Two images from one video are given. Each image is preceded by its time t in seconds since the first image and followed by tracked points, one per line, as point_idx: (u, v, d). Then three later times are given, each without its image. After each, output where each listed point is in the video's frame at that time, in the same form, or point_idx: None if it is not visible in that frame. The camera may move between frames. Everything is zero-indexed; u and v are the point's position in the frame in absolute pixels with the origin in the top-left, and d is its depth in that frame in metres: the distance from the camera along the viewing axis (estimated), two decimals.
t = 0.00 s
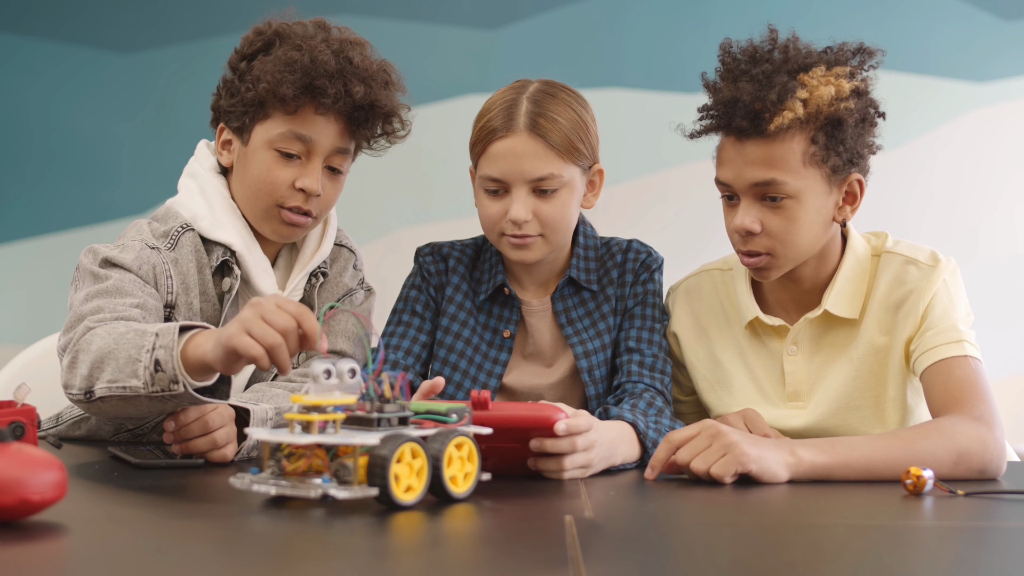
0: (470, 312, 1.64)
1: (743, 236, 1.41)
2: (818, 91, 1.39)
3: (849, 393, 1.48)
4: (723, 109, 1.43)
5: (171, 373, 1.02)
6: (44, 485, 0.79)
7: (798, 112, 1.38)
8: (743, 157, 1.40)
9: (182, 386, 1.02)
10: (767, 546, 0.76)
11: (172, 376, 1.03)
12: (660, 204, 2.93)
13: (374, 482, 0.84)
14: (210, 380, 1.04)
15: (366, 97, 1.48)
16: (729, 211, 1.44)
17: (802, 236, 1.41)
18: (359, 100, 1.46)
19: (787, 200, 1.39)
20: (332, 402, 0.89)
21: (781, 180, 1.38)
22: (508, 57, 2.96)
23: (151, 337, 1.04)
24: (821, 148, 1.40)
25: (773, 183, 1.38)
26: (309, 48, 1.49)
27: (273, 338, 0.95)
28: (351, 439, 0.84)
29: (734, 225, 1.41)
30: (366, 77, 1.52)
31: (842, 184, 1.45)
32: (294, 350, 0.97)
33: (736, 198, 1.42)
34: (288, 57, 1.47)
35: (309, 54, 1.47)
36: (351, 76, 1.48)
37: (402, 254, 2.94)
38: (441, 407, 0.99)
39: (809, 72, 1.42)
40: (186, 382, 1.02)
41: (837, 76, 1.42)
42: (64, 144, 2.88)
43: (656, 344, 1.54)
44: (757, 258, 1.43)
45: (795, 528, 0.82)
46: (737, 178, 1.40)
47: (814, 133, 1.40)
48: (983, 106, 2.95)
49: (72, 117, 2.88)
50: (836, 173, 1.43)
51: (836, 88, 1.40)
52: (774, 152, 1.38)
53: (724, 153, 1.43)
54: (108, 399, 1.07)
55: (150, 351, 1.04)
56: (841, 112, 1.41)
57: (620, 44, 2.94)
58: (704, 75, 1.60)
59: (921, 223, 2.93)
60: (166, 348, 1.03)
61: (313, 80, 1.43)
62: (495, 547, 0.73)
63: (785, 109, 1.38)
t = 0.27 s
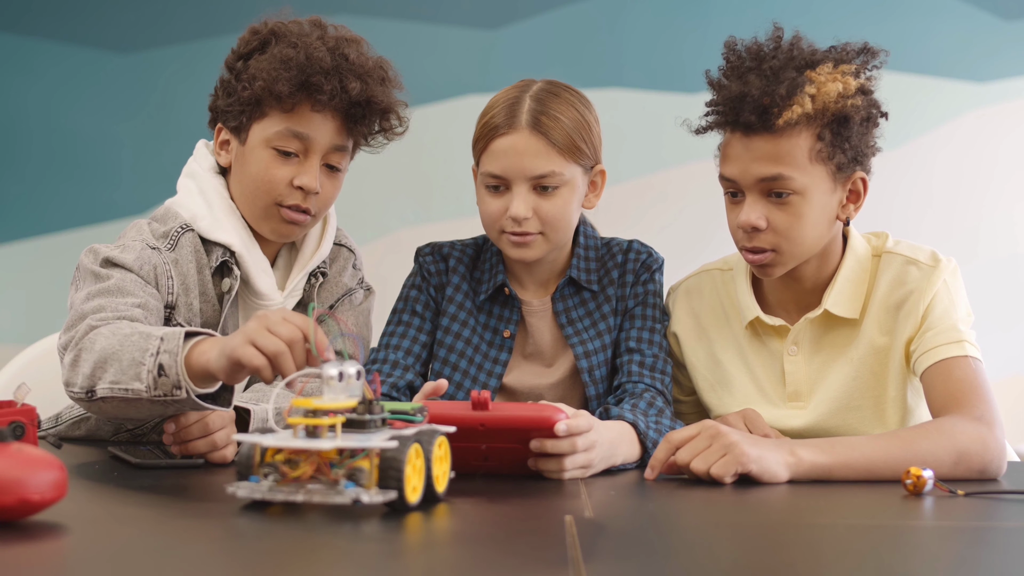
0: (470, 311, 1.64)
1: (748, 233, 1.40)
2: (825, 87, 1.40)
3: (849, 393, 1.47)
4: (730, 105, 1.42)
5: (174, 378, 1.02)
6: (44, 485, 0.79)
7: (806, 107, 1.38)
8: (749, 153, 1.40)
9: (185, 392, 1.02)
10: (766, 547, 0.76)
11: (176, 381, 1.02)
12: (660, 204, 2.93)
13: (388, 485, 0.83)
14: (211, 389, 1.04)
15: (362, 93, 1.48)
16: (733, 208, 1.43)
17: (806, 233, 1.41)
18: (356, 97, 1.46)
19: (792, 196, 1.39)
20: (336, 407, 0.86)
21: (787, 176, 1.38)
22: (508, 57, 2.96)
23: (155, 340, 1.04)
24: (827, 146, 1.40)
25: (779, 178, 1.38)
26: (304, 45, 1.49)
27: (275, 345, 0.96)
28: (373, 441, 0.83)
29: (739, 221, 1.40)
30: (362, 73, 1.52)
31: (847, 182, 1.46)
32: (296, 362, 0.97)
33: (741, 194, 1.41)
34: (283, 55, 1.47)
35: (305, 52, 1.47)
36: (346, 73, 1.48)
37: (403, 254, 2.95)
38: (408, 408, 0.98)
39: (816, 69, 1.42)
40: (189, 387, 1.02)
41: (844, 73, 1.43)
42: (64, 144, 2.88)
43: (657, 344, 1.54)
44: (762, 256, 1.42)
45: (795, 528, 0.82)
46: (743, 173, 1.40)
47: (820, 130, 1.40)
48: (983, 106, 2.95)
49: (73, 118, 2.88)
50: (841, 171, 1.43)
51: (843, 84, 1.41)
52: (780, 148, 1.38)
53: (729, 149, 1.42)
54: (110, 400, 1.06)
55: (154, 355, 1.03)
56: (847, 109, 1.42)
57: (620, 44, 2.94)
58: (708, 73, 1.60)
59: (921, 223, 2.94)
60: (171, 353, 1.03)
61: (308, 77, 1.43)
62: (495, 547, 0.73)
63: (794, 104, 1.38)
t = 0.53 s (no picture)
0: (470, 312, 1.64)
1: (752, 230, 1.40)
2: (831, 85, 1.41)
3: (849, 393, 1.47)
4: (736, 102, 1.41)
5: (184, 378, 1.01)
6: (43, 485, 0.79)
7: (812, 104, 1.38)
8: (755, 150, 1.40)
9: (194, 393, 1.02)
10: (766, 547, 0.76)
11: (185, 381, 1.02)
12: (660, 204, 2.93)
13: (410, 488, 0.86)
14: (222, 394, 1.04)
15: (360, 91, 1.48)
16: (736, 206, 1.43)
17: (811, 232, 1.41)
18: (353, 95, 1.46)
19: (797, 194, 1.39)
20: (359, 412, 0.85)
21: (793, 173, 1.38)
22: (508, 57, 2.96)
23: (169, 339, 1.04)
24: (832, 144, 1.40)
25: (785, 176, 1.38)
26: (301, 44, 1.49)
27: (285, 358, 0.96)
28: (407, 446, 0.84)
29: (743, 219, 1.40)
30: (360, 72, 1.52)
31: (850, 181, 1.46)
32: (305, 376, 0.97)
33: (744, 192, 1.41)
34: (280, 54, 1.47)
35: (302, 51, 1.47)
36: (343, 71, 1.48)
37: (402, 254, 2.94)
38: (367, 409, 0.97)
39: (821, 67, 1.42)
40: (198, 389, 1.02)
41: (849, 71, 1.43)
42: (64, 144, 2.88)
43: (657, 344, 1.54)
44: (766, 254, 1.42)
45: (795, 528, 0.82)
46: (749, 170, 1.40)
47: (825, 128, 1.40)
48: (983, 106, 2.95)
49: (73, 118, 2.88)
50: (845, 170, 1.43)
51: (848, 83, 1.42)
52: (786, 146, 1.38)
53: (734, 147, 1.42)
54: (117, 394, 1.06)
55: (166, 353, 1.03)
56: (853, 107, 1.42)
57: (620, 44, 2.94)
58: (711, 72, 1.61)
59: (921, 223, 2.93)
60: (183, 352, 1.02)
61: (306, 75, 1.43)
62: (495, 548, 0.73)
63: (801, 100, 1.38)
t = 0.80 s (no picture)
0: (470, 312, 1.64)
1: (757, 230, 1.39)
2: (835, 84, 1.41)
3: (849, 393, 1.47)
4: (740, 102, 1.41)
5: (201, 367, 0.98)
6: (43, 485, 0.79)
7: (818, 103, 1.39)
8: (759, 149, 1.39)
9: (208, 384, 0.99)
10: (766, 547, 0.76)
11: (201, 371, 0.99)
12: (660, 204, 2.93)
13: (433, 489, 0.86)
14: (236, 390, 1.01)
15: (359, 92, 1.48)
16: (739, 206, 1.43)
17: (815, 233, 1.41)
18: (352, 96, 1.46)
19: (802, 193, 1.39)
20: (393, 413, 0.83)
21: (798, 173, 1.38)
22: (508, 58, 2.96)
23: (193, 327, 1.01)
24: (836, 143, 1.41)
25: (791, 175, 1.38)
26: (299, 45, 1.49)
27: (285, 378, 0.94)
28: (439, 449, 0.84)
29: (748, 219, 1.39)
30: (359, 73, 1.52)
31: (852, 181, 1.46)
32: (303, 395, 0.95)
33: (748, 192, 1.41)
34: (278, 55, 1.47)
35: (300, 51, 1.47)
36: (342, 72, 1.48)
37: (403, 255, 2.94)
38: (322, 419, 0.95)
39: (825, 67, 1.42)
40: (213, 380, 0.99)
41: (852, 70, 1.43)
42: (64, 145, 2.88)
43: (657, 344, 1.54)
44: (771, 254, 1.42)
45: (795, 528, 0.82)
46: (753, 170, 1.39)
47: (828, 127, 1.40)
48: (983, 106, 2.95)
49: (73, 118, 2.88)
50: (848, 169, 1.44)
51: (852, 82, 1.42)
52: (791, 145, 1.38)
53: (737, 147, 1.42)
54: (132, 377, 1.02)
55: (188, 340, 1.00)
56: (856, 107, 1.42)
57: (620, 44, 2.94)
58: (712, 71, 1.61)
59: (921, 223, 2.94)
60: (205, 343, 0.99)
61: (304, 76, 1.43)
62: (494, 548, 0.73)
63: (807, 99, 1.39)
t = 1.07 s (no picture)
0: (470, 312, 1.64)
1: (758, 231, 1.39)
2: (836, 85, 1.41)
3: (850, 393, 1.47)
4: (742, 103, 1.41)
5: (214, 362, 0.97)
6: (43, 485, 0.79)
7: (818, 104, 1.39)
8: (760, 150, 1.39)
9: (218, 379, 0.98)
10: (767, 547, 0.76)
11: (213, 366, 0.98)
12: (660, 204, 2.93)
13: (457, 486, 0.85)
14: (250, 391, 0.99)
15: (364, 93, 1.48)
16: (741, 206, 1.43)
17: (817, 233, 1.41)
18: (358, 97, 1.47)
19: (803, 193, 1.39)
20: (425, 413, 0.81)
21: (799, 173, 1.38)
22: (508, 58, 2.96)
23: (214, 321, 1.00)
24: (836, 143, 1.41)
25: (792, 176, 1.38)
26: (304, 46, 1.49)
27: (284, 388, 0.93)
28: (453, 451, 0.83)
29: (749, 220, 1.39)
30: (364, 74, 1.52)
31: (853, 181, 1.46)
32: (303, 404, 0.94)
33: (749, 193, 1.41)
34: (283, 55, 1.47)
35: (305, 52, 1.48)
36: (348, 73, 1.48)
37: (402, 255, 2.94)
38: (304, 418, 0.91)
39: (825, 67, 1.42)
40: (223, 376, 0.97)
41: (853, 70, 1.43)
42: (64, 145, 2.88)
43: (657, 344, 1.54)
44: (773, 254, 1.41)
45: (796, 528, 0.82)
46: (754, 171, 1.39)
47: (829, 127, 1.40)
48: (983, 106, 2.95)
49: (73, 118, 2.88)
50: (849, 169, 1.44)
51: (852, 82, 1.42)
52: (792, 145, 1.38)
53: (738, 147, 1.42)
54: (149, 360, 1.02)
55: (206, 332, 0.99)
56: (857, 107, 1.42)
57: (621, 44, 2.94)
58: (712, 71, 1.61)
59: (921, 223, 2.93)
60: (222, 338, 0.98)
61: (309, 77, 1.43)
62: (495, 548, 0.73)
63: (807, 99, 1.39)
